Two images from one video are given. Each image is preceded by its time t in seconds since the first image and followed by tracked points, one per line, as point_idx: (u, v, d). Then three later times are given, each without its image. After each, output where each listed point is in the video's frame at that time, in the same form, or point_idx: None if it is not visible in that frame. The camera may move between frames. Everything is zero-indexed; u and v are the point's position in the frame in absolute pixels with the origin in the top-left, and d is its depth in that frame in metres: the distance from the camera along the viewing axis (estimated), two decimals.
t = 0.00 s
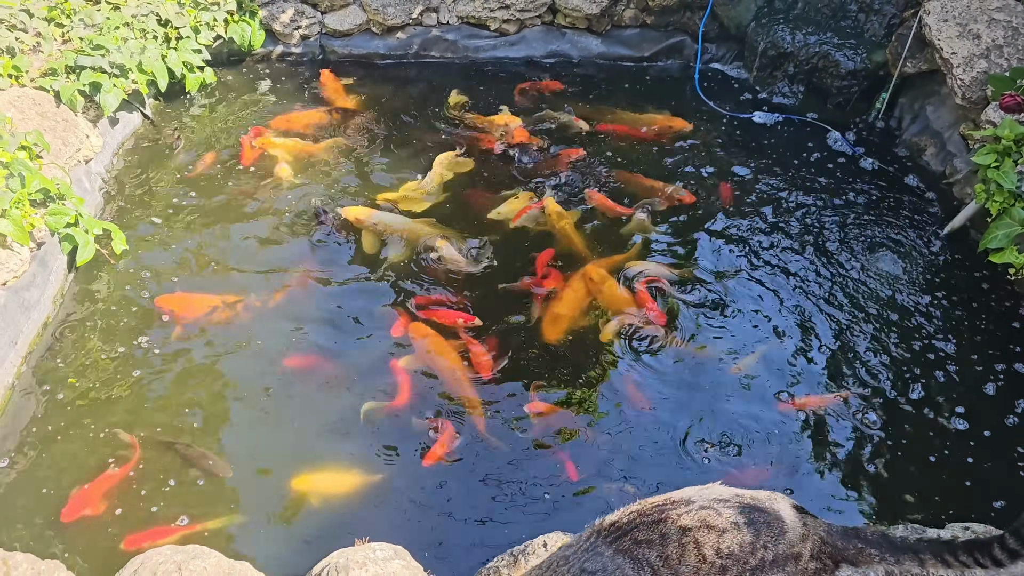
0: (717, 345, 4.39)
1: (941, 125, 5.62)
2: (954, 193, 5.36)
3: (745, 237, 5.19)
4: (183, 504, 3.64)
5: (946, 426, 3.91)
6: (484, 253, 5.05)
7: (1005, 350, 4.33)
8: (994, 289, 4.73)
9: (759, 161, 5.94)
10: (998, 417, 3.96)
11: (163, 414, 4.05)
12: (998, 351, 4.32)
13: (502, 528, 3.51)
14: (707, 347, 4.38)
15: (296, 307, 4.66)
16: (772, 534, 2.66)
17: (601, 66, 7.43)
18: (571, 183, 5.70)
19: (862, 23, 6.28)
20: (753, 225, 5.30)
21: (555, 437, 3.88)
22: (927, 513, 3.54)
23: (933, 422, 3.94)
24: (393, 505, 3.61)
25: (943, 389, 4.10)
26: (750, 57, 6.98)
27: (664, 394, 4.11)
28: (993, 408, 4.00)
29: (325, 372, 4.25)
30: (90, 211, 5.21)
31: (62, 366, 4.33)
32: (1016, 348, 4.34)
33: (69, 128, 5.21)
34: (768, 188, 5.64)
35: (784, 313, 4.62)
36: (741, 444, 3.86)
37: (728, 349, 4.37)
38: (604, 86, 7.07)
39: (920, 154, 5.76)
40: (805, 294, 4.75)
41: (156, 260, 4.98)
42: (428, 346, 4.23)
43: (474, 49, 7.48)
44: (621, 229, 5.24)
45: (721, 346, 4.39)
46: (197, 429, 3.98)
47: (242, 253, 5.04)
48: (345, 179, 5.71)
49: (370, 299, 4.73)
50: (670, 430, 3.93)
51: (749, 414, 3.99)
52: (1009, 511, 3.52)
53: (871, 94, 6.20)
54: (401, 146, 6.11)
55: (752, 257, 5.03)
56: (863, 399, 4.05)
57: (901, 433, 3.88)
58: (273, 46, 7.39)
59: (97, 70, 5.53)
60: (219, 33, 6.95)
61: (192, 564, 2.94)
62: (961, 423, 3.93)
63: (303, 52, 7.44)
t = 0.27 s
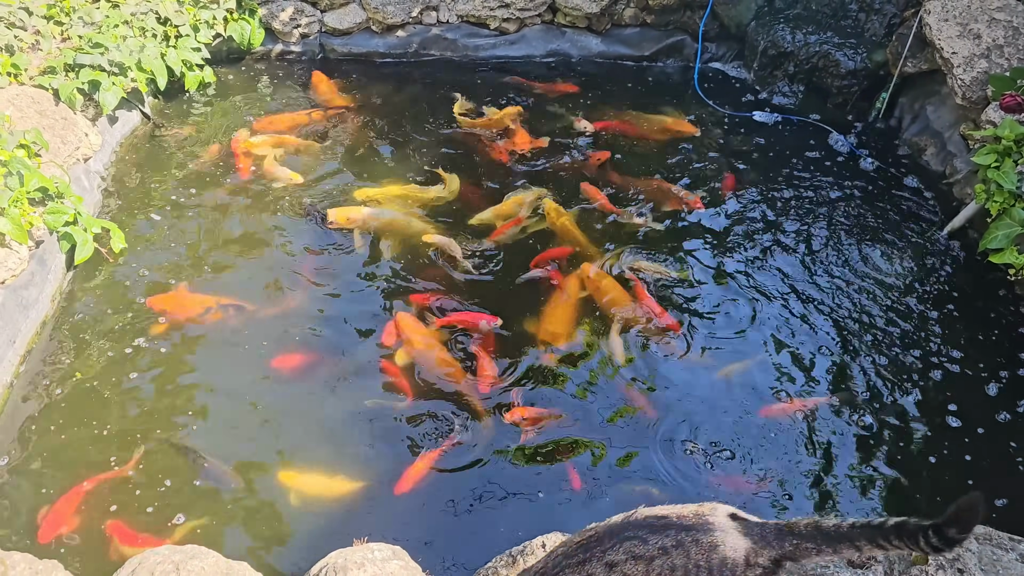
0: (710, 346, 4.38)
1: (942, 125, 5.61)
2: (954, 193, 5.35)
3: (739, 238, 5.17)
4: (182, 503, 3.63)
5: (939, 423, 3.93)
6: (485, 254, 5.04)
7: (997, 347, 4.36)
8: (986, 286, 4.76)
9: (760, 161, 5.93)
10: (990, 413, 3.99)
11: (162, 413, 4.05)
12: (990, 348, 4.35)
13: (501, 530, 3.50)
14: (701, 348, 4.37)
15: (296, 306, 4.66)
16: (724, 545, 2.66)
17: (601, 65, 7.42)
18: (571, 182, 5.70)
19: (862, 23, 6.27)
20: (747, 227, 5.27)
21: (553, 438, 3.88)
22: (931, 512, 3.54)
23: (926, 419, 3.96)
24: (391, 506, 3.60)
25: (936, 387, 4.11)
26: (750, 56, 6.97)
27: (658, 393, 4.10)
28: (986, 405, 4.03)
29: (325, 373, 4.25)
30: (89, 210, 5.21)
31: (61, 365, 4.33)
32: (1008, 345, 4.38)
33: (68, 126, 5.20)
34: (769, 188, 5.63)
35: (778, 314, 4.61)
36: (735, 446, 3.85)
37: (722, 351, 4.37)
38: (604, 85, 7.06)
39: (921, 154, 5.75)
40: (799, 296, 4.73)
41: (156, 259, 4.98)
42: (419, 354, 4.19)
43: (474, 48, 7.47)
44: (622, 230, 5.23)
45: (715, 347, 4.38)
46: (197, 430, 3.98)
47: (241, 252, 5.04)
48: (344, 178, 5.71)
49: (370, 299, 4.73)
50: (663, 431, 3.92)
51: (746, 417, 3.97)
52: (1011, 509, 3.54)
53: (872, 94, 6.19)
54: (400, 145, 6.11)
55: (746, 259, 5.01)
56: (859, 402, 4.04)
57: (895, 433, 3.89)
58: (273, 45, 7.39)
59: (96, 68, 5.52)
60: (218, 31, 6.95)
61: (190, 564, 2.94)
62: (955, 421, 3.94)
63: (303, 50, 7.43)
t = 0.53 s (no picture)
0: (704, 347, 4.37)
1: (940, 125, 5.61)
2: (953, 193, 5.36)
3: (732, 240, 5.16)
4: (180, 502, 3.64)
5: (933, 422, 3.95)
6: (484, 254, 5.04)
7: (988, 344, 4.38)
8: (977, 284, 4.79)
9: (758, 161, 5.93)
10: (982, 409, 4.02)
11: (161, 412, 4.06)
12: (981, 345, 4.37)
13: (497, 531, 3.50)
14: (695, 349, 4.36)
15: (294, 305, 4.66)
16: None
17: (600, 65, 7.42)
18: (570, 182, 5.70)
19: (861, 22, 6.27)
20: (741, 229, 5.26)
21: (549, 439, 3.88)
22: (933, 514, 3.54)
23: (919, 418, 3.97)
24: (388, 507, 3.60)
25: (929, 386, 4.13)
26: (750, 56, 6.97)
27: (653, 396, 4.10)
28: (978, 402, 4.05)
29: (324, 372, 4.25)
30: (87, 208, 5.21)
31: (59, 363, 4.32)
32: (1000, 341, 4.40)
33: (66, 124, 5.20)
34: (767, 188, 5.63)
35: (772, 316, 4.60)
36: (730, 448, 3.85)
37: (716, 352, 4.36)
38: (603, 84, 7.06)
39: (919, 154, 5.76)
40: (793, 298, 4.72)
41: (154, 258, 4.97)
42: (418, 350, 4.23)
43: (473, 47, 7.46)
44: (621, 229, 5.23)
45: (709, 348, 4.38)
46: (195, 429, 3.97)
47: (239, 250, 5.04)
48: (343, 177, 5.71)
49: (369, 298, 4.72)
50: (657, 432, 3.92)
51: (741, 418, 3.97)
52: (1011, 508, 3.56)
53: (871, 93, 6.19)
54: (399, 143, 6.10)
55: (741, 260, 5.00)
56: (855, 404, 4.04)
57: (890, 432, 3.90)
58: (272, 43, 7.38)
59: (94, 67, 5.51)
60: (217, 30, 6.95)
61: (187, 563, 2.92)
62: (948, 419, 3.96)
63: (302, 49, 7.43)
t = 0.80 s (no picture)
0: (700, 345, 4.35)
1: (940, 124, 5.61)
2: (952, 191, 5.35)
3: (726, 239, 5.14)
4: (178, 501, 3.63)
5: (928, 417, 3.96)
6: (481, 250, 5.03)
7: (981, 339, 4.40)
8: (969, 279, 4.80)
9: (757, 158, 5.93)
10: (977, 403, 4.03)
11: (160, 409, 4.05)
12: (975, 340, 4.39)
13: (495, 530, 3.50)
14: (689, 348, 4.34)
15: (293, 304, 4.65)
16: None
17: (600, 63, 7.42)
18: (569, 180, 5.69)
19: (861, 20, 6.26)
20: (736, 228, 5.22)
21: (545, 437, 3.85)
22: (936, 514, 3.54)
23: (916, 416, 3.97)
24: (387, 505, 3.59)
25: (923, 382, 4.13)
26: (749, 54, 6.96)
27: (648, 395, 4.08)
28: (972, 396, 4.07)
29: (321, 369, 4.26)
30: (85, 205, 5.20)
31: (57, 360, 4.32)
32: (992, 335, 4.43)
33: (65, 121, 5.19)
34: (767, 186, 5.63)
35: (767, 315, 4.59)
36: (725, 447, 3.83)
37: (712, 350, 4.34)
38: (602, 82, 7.06)
39: (918, 152, 5.76)
40: (790, 297, 4.71)
41: (152, 255, 4.97)
42: (410, 333, 4.29)
43: (472, 44, 7.46)
44: (620, 227, 5.23)
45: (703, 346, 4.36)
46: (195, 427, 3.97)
47: (237, 247, 5.04)
48: (342, 174, 5.70)
49: (366, 296, 4.71)
50: (653, 432, 3.89)
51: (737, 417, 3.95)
52: (1012, 504, 3.57)
53: (870, 91, 6.18)
54: (398, 140, 6.11)
55: (738, 258, 5.00)
56: (852, 403, 4.04)
57: (886, 430, 3.90)
58: (271, 40, 7.38)
59: (93, 63, 5.51)
60: (216, 27, 6.95)
61: (185, 560, 2.91)
62: (941, 415, 3.97)
63: (301, 46, 7.42)
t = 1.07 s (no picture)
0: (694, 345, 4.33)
1: (941, 122, 5.60)
2: (953, 189, 5.35)
3: (720, 239, 5.10)
4: (178, 498, 3.63)
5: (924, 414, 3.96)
6: (481, 248, 5.02)
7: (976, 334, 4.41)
8: (965, 275, 4.81)
9: (758, 156, 5.92)
10: (975, 400, 4.04)
11: (159, 407, 4.05)
12: (970, 336, 4.39)
13: (493, 529, 3.48)
14: (683, 348, 4.33)
15: (293, 301, 4.65)
16: None
17: (601, 61, 7.41)
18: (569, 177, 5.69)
19: (863, 18, 6.25)
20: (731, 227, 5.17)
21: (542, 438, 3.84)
22: (942, 513, 3.52)
23: (917, 414, 3.96)
24: (386, 504, 3.59)
25: (919, 380, 4.13)
26: (750, 52, 6.95)
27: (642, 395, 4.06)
28: (967, 392, 4.07)
29: (321, 367, 4.25)
30: (86, 203, 5.20)
31: (57, 358, 4.32)
32: (986, 330, 4.44)
33: (65, 118, 5.19)
34: (767, 184, 5.62)
35: (763, 315, 4.56)
36: (722, 446, 3.81)
37: (706, 348, 4.33)
38: (603, 80, 7.05)
39: (919, 150, 5.75)
40: (789, 295, 4.70)
41: (152, 252, 4.97)
42: (410, 328, 4.36)
43: (473, 42, 7.45)
44: (621, 224, 5.22)
45: (697, 345, 4.34)
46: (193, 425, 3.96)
47: (237, 245, 5.03)
48: (343, 172, 5.70)
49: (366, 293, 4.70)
50: (647, 432, 3.87)
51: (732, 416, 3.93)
52: (1014, 500, 3.57)
53: (871, 89, 6.17)
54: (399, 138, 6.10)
55: (736, 257, 4.99)
56: (852, 402, 4.03)
57: (885, 429, 3.89)
58: (271, 38, 7.38)
59: (93, 61, 5.50)
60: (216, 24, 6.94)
61: (185, 557, 2.89)
62: (937, 411, 3.97)
63: (301, 44, 7.42)
